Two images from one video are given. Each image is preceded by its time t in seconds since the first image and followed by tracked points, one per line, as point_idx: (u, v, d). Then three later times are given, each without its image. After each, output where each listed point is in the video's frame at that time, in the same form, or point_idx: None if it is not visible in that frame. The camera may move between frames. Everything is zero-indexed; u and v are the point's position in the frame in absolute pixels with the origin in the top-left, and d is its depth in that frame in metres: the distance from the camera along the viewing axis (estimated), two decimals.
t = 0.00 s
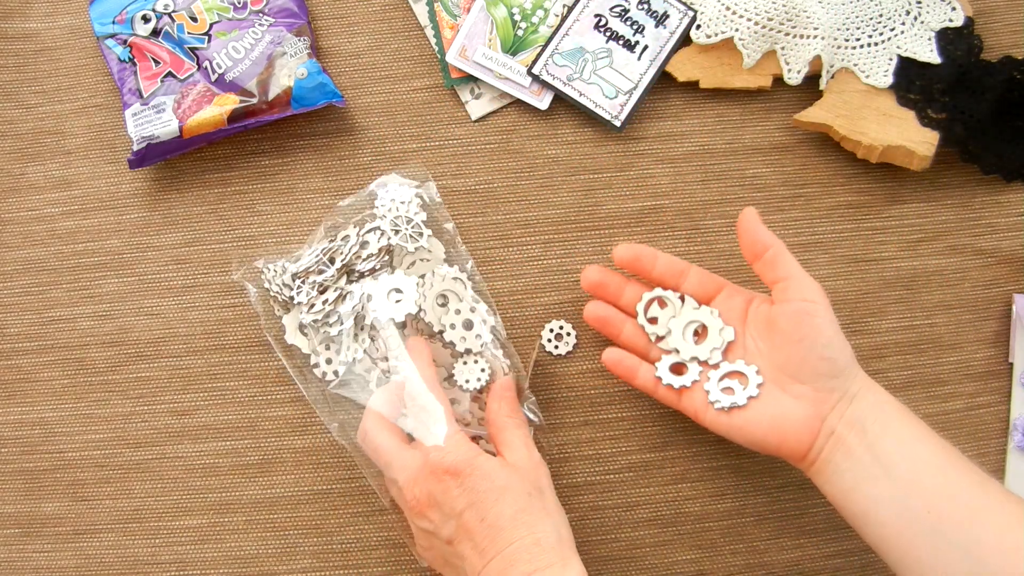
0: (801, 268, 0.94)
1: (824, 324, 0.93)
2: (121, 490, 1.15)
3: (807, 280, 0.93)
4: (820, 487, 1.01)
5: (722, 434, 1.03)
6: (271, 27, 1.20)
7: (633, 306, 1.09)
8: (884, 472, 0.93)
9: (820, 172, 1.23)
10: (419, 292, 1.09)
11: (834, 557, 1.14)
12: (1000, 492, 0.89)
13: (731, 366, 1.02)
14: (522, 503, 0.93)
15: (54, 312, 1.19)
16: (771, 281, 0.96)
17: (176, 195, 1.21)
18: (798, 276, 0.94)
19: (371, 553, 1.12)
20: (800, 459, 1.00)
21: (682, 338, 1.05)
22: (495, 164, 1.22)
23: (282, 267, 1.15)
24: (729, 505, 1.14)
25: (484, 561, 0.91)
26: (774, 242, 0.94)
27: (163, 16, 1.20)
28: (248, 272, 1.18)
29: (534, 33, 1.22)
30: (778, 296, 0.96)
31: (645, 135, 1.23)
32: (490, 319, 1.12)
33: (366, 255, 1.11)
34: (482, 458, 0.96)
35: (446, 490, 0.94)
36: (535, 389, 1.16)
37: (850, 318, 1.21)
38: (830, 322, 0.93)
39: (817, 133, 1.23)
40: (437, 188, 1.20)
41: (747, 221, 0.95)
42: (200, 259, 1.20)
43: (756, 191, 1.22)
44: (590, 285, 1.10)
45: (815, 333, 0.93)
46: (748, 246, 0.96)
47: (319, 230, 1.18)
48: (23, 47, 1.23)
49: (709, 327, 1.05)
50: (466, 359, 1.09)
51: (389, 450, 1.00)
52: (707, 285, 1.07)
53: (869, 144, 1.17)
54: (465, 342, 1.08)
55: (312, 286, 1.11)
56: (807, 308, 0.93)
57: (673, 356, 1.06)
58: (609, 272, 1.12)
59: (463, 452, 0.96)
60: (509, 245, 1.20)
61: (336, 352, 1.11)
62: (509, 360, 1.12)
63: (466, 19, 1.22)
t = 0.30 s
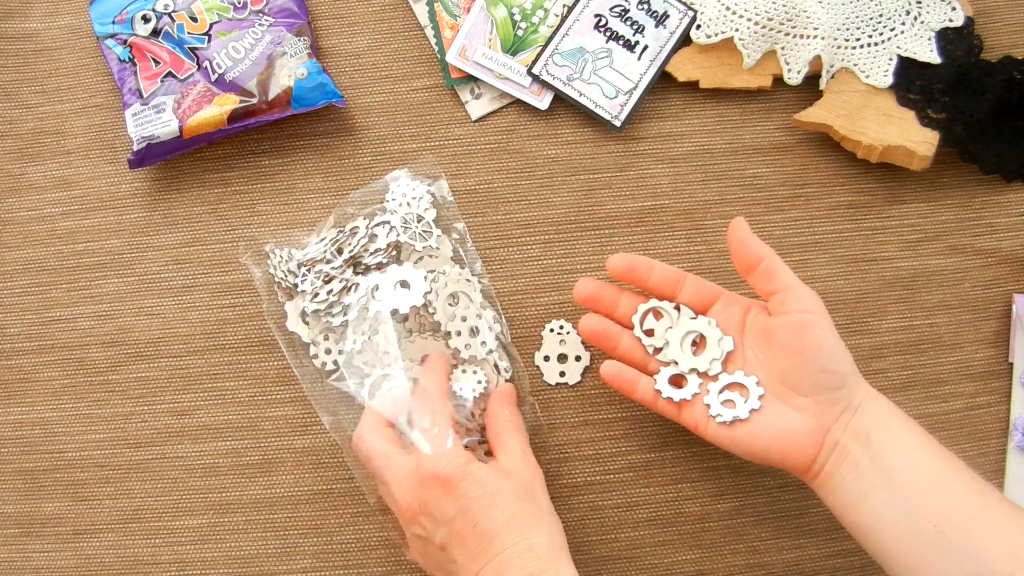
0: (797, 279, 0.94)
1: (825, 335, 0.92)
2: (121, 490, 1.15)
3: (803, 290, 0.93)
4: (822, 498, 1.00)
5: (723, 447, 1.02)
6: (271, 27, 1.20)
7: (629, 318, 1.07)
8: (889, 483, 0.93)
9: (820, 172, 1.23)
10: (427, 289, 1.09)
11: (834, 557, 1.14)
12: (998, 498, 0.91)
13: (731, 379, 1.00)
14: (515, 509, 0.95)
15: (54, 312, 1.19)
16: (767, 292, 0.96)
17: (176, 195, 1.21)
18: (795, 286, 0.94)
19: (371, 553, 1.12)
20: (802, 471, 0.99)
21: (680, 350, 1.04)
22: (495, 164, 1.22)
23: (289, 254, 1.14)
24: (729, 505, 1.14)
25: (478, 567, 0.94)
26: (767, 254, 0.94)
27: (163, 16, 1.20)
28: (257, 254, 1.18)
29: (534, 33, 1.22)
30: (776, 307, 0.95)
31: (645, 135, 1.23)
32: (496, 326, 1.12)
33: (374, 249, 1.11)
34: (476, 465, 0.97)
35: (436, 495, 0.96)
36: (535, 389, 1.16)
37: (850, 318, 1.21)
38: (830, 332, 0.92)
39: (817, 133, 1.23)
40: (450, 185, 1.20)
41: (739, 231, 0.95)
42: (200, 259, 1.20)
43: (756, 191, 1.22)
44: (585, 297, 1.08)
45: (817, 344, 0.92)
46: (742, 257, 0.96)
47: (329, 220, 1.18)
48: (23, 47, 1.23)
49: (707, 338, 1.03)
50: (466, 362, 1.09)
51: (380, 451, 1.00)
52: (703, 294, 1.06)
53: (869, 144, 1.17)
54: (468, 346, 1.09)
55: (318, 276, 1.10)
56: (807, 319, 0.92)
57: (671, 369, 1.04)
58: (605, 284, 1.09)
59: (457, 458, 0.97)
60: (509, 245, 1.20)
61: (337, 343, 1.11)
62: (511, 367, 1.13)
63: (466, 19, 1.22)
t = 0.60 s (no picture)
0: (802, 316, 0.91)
1: (829, 373, 0.90)
2: (121, 490, 1.15)
3: (806, 328, 0.91)
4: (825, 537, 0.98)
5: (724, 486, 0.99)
6: (271, 27, 1.20)
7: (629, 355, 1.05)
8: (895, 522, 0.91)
9: (820, 172, 1.23)
10: (437, 287, 1.11)
11: (834, 557, 1.14)
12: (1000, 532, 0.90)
13: (732, 417, 0.98)
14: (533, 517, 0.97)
15: (54, 312, 1.19)
16: (770, 330, 0.93)
17: (176, 195, 1.21)
18: (799, 324, 0.91)
19: (371, 553, 1.12)
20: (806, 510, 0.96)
21: (681, 387, 1.01)
22: (495, 164, 1.22)
23: (300, 236, 1.15)
24: (729, 505, 1.14)
25: None
26: (771, 290, 0.91)
27: (163, 16, 1.20)
28: (267, 233, 1.19)
29: (534, 33, 1.22)
30: (779, 345, 0.92)
31: (645, 135, 1.23)
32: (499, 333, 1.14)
33: (387, 243, 1.12)
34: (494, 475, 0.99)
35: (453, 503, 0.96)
36: (535, 390, 1.16)
37: (850, 318, 1.21)
38: (835, 370, 0.90)
39: (817, 133, 1.23)
40: (463, 185, 1.21)
41: (739, 269, 0.92)
42: (200, 259, 1.20)
43: (756, 191, 1.22)
44: (584, 334, 1.06)
45: (822, 382, 0.90)
46: (744, 294, 0.92)
47: (341, 209, 1.19)
48: (23, 47, 1.23)
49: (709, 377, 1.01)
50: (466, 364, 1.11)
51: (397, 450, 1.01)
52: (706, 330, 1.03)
53: (869, 144, 1.17)
54: (473, 350, 1.11)
55: (328, 264, 1.12)
56: (812, 357, 0.89)
57: (672, 407, 1.01)
58: (605, 319, 1.06)
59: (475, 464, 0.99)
60: (509, 245, 1.20)
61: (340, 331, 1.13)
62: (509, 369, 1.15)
63: (466, 19, 1.22)
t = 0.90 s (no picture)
0: (783, 390, 0.88)
1: (816, 448, 0.86)
2: (121, 490, 1.15)
3: (790, 403, 0.87)
4: None
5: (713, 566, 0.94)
6: (271, 27, 1.20)
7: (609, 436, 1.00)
8: None
9: (820, 172, 1.23)
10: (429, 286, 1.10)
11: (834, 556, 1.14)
12: None
13: (718, 494, 0.93)
14: (520, 551, 0.98)
15: (55, 312, 1.19)
16: (752, 406, 0.89)
17: (176, 195, 1.21)
18: (781, 398, 0.87)
19: (371, 553, 1.12)
20: None
21: (664, 466, 0.96)
22: (495, 164, 1.21)
23: (296, 239, 1.16)
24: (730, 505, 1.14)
25: None
26: (750, 365, 0.88)
27: (163, 16, 1.20)
28: (263, 236, 1.18)
29: (534, 33, 1.22)
30: (762, 422, 0.88)
31: (645, 135, 1.23)
32: (495, 334, 1.12)
33: (381, 242, 1.13)
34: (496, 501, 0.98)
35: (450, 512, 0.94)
36: (535, 390, 1.16)
37: (850, 318, 1.21)
38: (821, 444, 0.86)
39: (817, 133, 1.23)
40: (462, 185, 1.21)
41: (716, 346, 0.89)
42: (200, 259, 1.20)
43: (756, 191, 1.22)
44: (560, 419, 1.00)
45: (809, 458, 0.86)
46: (724, 371, 0.90)
47: (337, 210, 1.19)
48: (23, 47, 1.23)
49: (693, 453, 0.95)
50: (462, 364, 1.09)
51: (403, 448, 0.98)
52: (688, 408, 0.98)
53: (869, 144, 1.17)
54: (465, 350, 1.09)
55: (324, 264, 1.13)
56: (797, 433, 0.86)
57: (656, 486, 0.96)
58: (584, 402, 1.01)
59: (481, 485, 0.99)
60: (509, 245, 1.20)
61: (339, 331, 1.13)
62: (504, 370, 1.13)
63: (466, 19, 1.22)
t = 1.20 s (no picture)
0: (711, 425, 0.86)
1: (751, 482, 0.83)
2: (121, 490, 1.15)
3: (716, 436, 0.85)
4: None
5: None
6: (271, 27, 1.20)
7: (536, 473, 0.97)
8: None
9: (820, 172, 1.23)
10: (428, 286, 1.11)
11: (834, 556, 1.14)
12: None
13: (658, 534, 0.88)
14: None
15: (54, 312, 1.19)
16: (680, 445, 0.88)
17: (176, 195, 1.21)
18: (707, 433, 0.86)
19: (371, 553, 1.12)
20: None
21: (599, 502, 0.92)
22: (495, 164, 1.21)
23: (295, 241, 1.16)
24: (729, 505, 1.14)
25: None
26: (666, 407, 0.88)
27: (163, 16, 1.20)
28: (263, 236, 1.18)
29: (534, 33, 1.22)
30: (693, 458, 0.86)
31: (645, 135, 1.23)
32: (496, 336, 1.13)
33: (379, 244, 1.13)
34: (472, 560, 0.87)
35: None
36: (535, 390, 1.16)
37: (850, 318, 1.21)
38: (758, 475, 0.83)
39: (817, 133, 1.23)
40: (461, 185, 1.21)
41: (621, 392, 0.90)
42: (200, 259, 1.20)
43: (756, 191, 1.22)
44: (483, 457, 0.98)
45: (745, 493, 0.83)
46: (637, 416, 0.89)
47: (337, 210, 1.19)
48: (23, 47, 1.23)
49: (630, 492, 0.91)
50: (462, 364, 1.10)
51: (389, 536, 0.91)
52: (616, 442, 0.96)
53: (870, 144, 1.17)
54: (466, 350, 1.10)
55: (322, 265, 1.12)
56: (728, 468, 0.83)
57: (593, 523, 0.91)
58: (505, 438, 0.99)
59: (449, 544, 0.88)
60: (509, 245, 1.20)
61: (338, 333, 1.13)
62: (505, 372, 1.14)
63: (466, 19, 1.22)
